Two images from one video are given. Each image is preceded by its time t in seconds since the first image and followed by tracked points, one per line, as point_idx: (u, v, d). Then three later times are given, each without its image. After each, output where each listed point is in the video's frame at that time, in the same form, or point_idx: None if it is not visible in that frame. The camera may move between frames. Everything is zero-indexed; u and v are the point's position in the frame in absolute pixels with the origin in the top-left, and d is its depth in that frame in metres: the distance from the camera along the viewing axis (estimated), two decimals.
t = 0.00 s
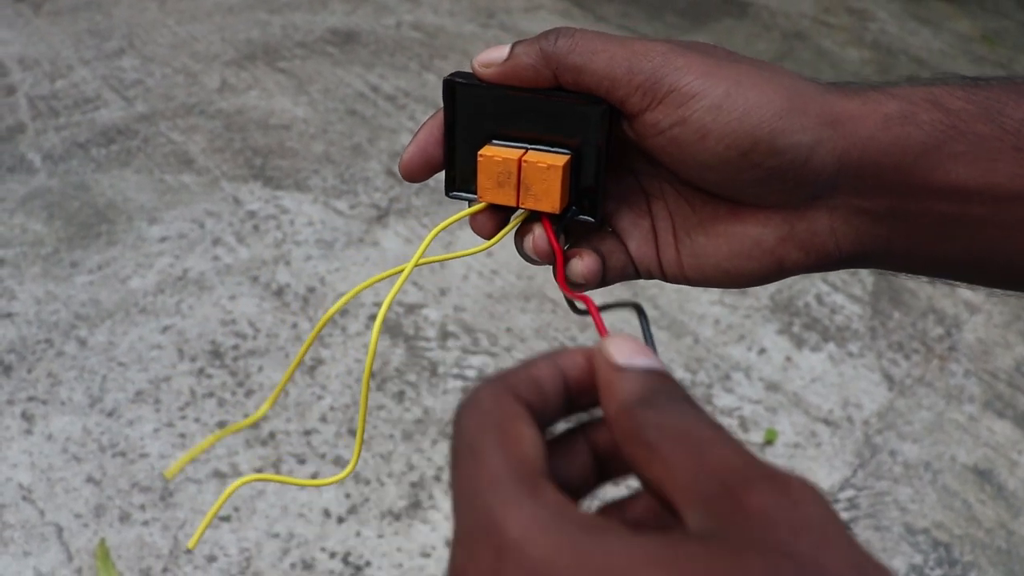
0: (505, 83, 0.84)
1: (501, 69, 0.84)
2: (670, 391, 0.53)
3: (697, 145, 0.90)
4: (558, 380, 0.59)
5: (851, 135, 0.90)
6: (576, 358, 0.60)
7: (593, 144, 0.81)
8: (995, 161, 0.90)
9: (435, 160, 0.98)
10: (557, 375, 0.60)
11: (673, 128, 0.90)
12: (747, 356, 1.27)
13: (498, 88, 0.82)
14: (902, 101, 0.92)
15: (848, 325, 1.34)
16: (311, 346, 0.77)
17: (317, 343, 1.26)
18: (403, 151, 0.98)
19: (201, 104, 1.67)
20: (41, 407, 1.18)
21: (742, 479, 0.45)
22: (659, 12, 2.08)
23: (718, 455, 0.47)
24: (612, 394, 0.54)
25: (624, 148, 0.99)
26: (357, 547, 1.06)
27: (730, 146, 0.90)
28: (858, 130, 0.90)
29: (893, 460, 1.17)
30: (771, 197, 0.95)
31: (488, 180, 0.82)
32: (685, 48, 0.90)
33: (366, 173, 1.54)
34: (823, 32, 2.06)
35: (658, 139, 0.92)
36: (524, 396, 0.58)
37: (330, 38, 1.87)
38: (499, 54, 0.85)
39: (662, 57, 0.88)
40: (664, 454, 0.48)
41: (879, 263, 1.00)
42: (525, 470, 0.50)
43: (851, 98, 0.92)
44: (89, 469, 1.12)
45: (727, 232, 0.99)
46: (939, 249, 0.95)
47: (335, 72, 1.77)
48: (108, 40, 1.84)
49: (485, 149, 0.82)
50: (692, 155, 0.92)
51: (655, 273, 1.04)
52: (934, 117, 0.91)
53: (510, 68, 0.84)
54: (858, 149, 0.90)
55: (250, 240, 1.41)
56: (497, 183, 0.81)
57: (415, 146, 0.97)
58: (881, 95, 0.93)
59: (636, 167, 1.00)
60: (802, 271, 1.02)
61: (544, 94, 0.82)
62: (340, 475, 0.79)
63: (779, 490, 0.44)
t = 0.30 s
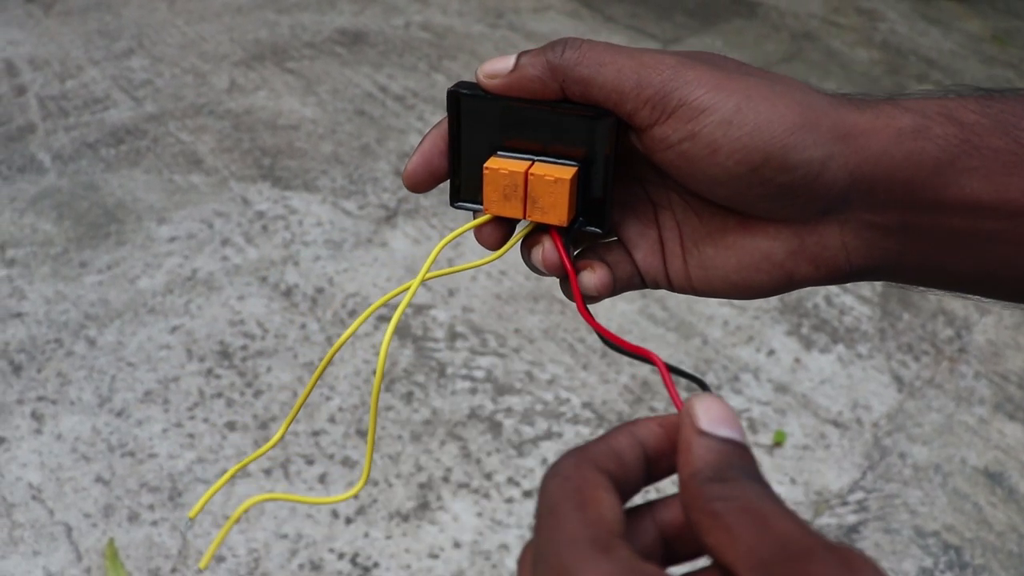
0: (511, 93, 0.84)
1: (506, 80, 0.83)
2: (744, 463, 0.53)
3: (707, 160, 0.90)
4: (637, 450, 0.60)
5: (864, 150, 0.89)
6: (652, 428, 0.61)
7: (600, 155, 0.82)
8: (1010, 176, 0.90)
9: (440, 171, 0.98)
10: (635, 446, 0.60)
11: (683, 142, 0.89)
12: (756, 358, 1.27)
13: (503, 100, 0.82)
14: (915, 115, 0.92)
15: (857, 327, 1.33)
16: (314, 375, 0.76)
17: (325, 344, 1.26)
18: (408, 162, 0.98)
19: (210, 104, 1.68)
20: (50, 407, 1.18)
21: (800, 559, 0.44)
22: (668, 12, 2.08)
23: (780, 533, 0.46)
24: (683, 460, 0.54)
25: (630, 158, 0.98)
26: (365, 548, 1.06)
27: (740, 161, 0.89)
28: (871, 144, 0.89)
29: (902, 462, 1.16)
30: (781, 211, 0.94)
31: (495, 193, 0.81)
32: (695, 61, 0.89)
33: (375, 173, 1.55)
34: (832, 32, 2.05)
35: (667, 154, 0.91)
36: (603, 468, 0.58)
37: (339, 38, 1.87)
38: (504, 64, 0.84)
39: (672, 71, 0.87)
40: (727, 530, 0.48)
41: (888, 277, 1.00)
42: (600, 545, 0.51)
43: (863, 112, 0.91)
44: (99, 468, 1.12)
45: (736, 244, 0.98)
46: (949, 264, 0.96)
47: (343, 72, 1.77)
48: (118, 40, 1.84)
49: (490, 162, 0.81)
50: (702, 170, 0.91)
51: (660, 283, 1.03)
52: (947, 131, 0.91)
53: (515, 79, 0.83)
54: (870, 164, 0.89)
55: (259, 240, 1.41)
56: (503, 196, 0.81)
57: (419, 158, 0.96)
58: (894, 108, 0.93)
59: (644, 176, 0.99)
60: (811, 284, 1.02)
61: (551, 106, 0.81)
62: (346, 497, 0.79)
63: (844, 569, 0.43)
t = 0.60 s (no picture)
0: (535, 76, 0.83)
1: (530, 62, 0.83)
2: (608, 419, 0.50)
3: (731, 142, 0.90)
4: (500, 428, 0.57)
5: (888, 133, 0.89)
6: (513, 400, 0.57)
7: (622, 139, 0.82)
8: None
9: (458, 153, 0.98)
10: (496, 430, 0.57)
11: (707, 125, 0.89)
12: (760, 359, 1.27)
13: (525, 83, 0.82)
14: (937, 100, 0.93)
15: (861, 328, 1.33)
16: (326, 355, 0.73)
17: (329, 344, 1.26)
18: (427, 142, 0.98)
19: (215, 104, 1.68)
20: (54, 406, 1.18)
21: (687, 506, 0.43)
22: (673, 13, 2.08)
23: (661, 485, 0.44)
24: (551, 434, 0.52)
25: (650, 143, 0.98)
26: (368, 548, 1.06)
27: (765, 143, 0.89)
28: (895, 127, 0.89)
29: (906, 463, 1.16)
30: (804, 195, 0.94)
31: (515, 175, 0.82)
32: (718, 45, 0.90)
33: (378, 173, 1.55)
34: (836, 33, 2.05)
35: (691, 136, 0.91)
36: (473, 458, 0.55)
37: (343, 38, 1.87)
38: (528, 46, 0.84)
39: (698, 53, 0.87)
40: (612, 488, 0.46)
41: (909, 263, 1.00)
42: (471, 537, 0.47)
43: (887, 96, 0.91)
44: (102, 468, 1.12)
45: (757, 229, 0.98)
46: (971, 250, 0.96)
47: (347, 73, 1.77)
48: (123, 40, 1.84)
49: (512, 143, 0.81)
50: (726, 151, 0.91)
51: (679, 269, 1.03)
52: (970, 116, 0.92)
53: (539, 62, 0.83)
54: (894, 146, 0.89)
55: (263, 240, 1.42)
56: (524, 178, 0.81)
57: (439, 137, 0.97)
58: (916, 93, 0.93)
59: (662, 162, 1.00)
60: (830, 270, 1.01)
61: (572, 89, 0.81)
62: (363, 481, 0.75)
63: (726, 508, 0.42)
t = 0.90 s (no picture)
0: (551, 70, 0.83)
1: (545, 58, 0.83)
2: (699, 412, 0.51)
3: (741, 137, 0.90)
4: (591, 400, 0.57)
5: (896, 130, 0.89)
6: (602, 371, 0.58)
7: (634, 134, 0.82)
8: None
9: (473, 143, 0.98)
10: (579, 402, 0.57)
11: (718, 120, 0.89)
12: (760, 358, 1.27)
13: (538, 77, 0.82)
14: (945, 98, 0.93)
15: (861, 327, 1.33)
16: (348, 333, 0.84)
17: (329, 342, 1.26)
18: (443, 132, 0.98)
19: (215, 103, 1.68)
20: (54, 404, 1.18)
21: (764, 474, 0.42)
22: (673, 13, 2.08)
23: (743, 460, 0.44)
24: (642, 406, 0.52)
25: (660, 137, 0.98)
26: (369, 546, 1.06)
27: (774, 138, 0.89)
28: (903, 124, 0.90)
29: (906, 462, 1.16)
30: (813, 191, 0.94)
31: (528, 166, 0.82)
32: (729, 41, 0.89)
33: (379, 173, 1.55)
34: (837, 33, 2.05)
35: (701, 131, 0.91)
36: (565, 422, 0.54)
37: (344, 38, 1.87)
38: (542, 41, 0.83)
39: (709, 49, 0.87)
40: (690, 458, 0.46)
41: (914, 259, 1.01)
42: (561, 487, 0.46)
43: (896, 93, 0.91)
44: (102, 466, 1.12)
45: (766, 223, 0.99)
46: (976, 247, 0.96)
47: (348, 72, 1.77)
48: (123, 39, 1.84)
49: (525, 135, 0.82)
50: (736, 147, 0.91)
51: (688, 262, 1.03)
52: (978, 114, 0.92)
53: (554, 57, 0.83)
54: (903, 144, 0.90)
55: (263, 239, 1.42)
56: (537, 169, 0.82)
57: (454, 129, 0.97)
58: (925, 90, 0.93)
59: (673, 156, 0.99)
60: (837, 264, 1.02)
61: (585, 83, 0.81)
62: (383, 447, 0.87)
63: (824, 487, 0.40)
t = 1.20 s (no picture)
0: (543, 65, 0.84)
1: (537, 51, 0.84)
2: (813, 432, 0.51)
3: (732, 132, 0.90)
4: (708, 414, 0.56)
5: (887, 125, 0.89)
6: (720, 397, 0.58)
7: (627, 128, 0.82)
8: None
9: (466, 139, 0.98)
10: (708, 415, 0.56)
11: (710, 114, 0.89)
12: (759, 352, 1.27)
13: (532, 70, 0.82)
14: (939, 92, 0.92)
15: (861, 321, 1.33)
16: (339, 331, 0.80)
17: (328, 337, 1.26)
18: (436, 128, 0.98)
19: (214, 99, 1.68)
20: (54, 400, 1.18)
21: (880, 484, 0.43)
22: (673, 7, 2.08)
23: (860, 474, 0.44)
24: (763, 427, 0.52)
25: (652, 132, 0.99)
26: (368, 540, 1.06)
27: (765, 133, 0.89)
28: (894, 120, 0.89)
29: (905, 456, 1.16)
30: (805, 185, 0.94)
31: (521, 161, 0.81)
32: (722, 34, 0.89)
33: (378, 168, 1.54)
34: (837, 28, 2.05)
35: (693, 125, 0.91)
36: (679, 419, 0.54)
37: (343, 33, 1.87)
38: (536, 35, 0.84)
39: (701, 43, 0.87)
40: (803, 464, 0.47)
41: (912, 256, 0.99)
42: (679, 465, 0.47)
43: (888, 88, 0.91)
44: (102, 461, 1.12)
45: (758, 219, 0.99)
46: (972, 242, 0.94)
47: (347, 67, 1.77)
48: (122, 35, 1.84)
49: (518, 130, 0.81)
50: (727, 142, 0.91)
51: (682, 259, 1.03)
52: (971, 109, 0.90)
53: (546, 51, 0.84)
54: (894, 138, 0.89)
55: (263, 234, 1.42)
56: (530, 164, 0.81)
57: (447, 123, 0.96)
58: (919, 86, 0.92)
59: (667, 151, 1.00)
60: (831, 260, 1.02)
61: (577, 78, 0.81)
62: (371, 450, 0.81)
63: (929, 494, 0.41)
